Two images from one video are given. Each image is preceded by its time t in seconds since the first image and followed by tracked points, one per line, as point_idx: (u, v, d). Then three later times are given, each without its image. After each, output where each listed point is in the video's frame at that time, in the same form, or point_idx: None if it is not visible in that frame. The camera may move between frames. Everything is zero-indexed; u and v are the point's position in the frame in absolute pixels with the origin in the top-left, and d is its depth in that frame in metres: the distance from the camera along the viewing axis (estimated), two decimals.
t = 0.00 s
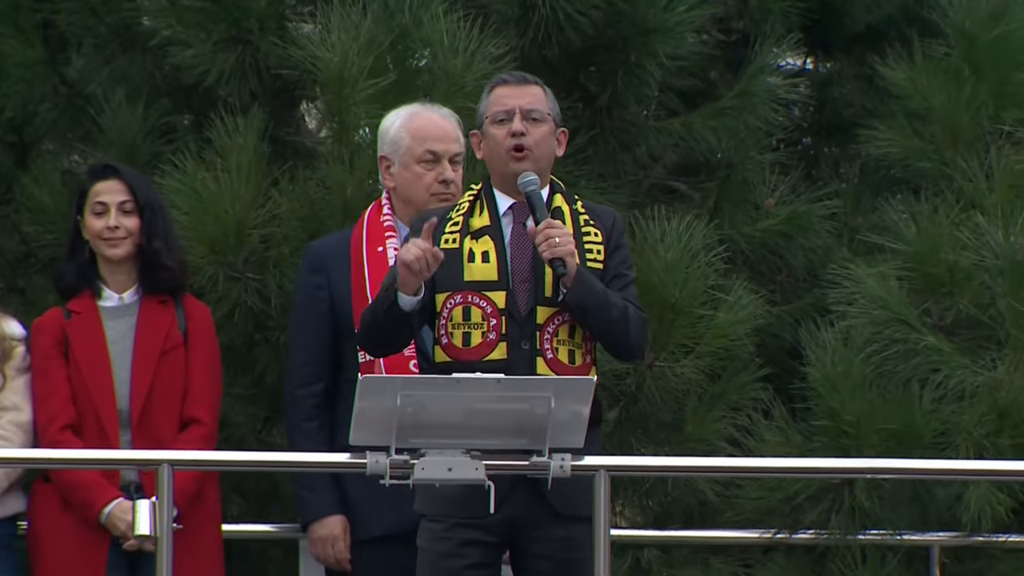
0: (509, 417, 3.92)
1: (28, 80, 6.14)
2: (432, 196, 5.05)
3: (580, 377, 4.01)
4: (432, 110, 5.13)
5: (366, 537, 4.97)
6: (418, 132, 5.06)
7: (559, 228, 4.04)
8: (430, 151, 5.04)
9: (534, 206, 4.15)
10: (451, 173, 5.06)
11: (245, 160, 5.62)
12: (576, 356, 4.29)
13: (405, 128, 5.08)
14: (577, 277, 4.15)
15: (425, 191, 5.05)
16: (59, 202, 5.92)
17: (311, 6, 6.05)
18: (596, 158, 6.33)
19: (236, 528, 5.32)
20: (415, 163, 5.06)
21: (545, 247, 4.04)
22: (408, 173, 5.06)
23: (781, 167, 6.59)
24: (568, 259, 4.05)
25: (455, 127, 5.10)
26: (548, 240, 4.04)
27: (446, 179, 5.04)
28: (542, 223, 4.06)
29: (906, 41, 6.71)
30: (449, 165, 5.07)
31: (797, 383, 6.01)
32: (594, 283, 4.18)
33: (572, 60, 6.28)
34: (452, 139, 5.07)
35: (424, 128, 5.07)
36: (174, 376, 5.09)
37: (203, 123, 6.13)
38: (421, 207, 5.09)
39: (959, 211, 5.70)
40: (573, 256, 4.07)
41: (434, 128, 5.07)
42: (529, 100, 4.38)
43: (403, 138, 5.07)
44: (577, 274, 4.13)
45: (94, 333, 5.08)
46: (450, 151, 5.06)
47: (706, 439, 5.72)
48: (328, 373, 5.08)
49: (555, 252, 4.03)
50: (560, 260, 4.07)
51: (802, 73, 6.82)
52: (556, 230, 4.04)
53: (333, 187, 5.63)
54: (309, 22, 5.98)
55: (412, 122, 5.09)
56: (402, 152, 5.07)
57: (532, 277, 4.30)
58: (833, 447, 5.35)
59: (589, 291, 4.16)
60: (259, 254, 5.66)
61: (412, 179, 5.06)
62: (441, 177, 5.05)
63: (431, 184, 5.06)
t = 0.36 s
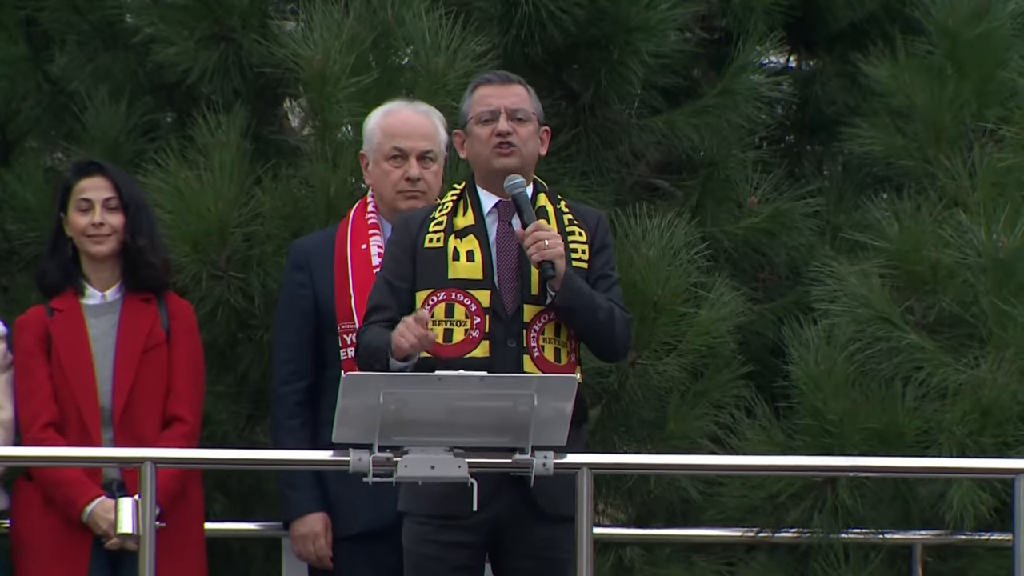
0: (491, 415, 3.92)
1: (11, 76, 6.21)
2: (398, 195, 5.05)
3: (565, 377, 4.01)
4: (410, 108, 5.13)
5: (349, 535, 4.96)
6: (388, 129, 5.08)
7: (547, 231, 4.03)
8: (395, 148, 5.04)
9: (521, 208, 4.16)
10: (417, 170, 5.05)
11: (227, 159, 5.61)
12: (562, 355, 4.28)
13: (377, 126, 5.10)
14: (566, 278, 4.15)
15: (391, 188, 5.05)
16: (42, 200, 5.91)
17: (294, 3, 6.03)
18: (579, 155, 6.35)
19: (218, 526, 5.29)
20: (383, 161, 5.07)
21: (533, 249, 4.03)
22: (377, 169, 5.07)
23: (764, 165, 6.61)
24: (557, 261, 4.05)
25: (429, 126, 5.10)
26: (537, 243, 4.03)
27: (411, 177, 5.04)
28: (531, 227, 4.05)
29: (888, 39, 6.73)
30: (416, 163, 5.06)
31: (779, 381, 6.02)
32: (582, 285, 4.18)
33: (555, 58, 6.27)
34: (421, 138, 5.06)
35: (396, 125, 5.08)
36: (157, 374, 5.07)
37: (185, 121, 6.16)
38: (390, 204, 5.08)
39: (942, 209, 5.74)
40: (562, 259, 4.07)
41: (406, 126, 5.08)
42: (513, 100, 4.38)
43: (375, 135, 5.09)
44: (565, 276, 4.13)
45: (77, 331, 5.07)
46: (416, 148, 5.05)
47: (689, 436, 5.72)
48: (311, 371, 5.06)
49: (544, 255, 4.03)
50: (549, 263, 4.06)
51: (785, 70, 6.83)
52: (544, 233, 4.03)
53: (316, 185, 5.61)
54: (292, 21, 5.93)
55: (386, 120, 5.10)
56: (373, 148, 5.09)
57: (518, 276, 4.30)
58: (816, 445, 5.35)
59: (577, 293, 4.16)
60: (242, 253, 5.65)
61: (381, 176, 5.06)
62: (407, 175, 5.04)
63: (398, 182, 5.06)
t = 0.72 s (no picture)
0: (490, 414, 3.92)
1: (11, 75, 6.22)
2: (387, 192, 5.04)
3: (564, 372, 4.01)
4: (406, 107, 5.14)
5: (349, 533, 4.96)
6: (380, 126, 5.08)
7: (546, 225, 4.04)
8: (384, 145, 5.05)
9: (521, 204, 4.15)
10: (405, 168, 5.04)
11: (227, 157, 5.61)
12: (557, 350, 4.28)
13: (371, 123, 5.11)
14: (562, 273, 4.14)
15: (381, 185, 5.05)
16: (42, 198, 5.94)
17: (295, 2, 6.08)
18: (579, 154, 6.35)
19: (219, 524, 5.27)
20: (374, 158, 5.07)
21: (531, 242, 4.04)
22: (367, 166, 5.08)
23: (763, 163, 6.62)
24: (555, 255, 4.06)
25: (423, 125, 5.10)
26: (536, 236, 4.04)
27: (400, 175, 5.02)
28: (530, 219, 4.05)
29: (887, 37, 6.74)
30: (404, 161, 5.04)
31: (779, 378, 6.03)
32: (578, 281, 4.18)
33: (554, 56, 6.26)
34: (410, 137, 5.06)
35: (389, 123, 5.08)
36: (156, 374, 5.07)
37: (185, 119, 6.17)
38: (380, 202, 5.08)
39: (942, 207, 5.74)
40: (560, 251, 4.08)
41: (398, 124, 5.08)
42: (513, 96, 4.39)
43: (368, 132, 5.10)
44: (562, 270, 4.13)
45: (76, 328, 5.06)
46: (405, 146, 5.05)
47: (688, 436, 5.73)
48: (310, 370, 5.06)
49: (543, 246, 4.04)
50: (546, 255, 4.07)
51: (785, 69, 6.85)
52: (543, 227, 4.04)
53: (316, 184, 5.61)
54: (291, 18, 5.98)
55: (379, 118, 5.11)
56: (365, 145, 5.10)
57: (514, 269, 4.28)
58: (816, 444, 5.34)
59: (573, 288, 4.16)
60: (242, 251, 5.64)
61: (370, 173, 5.07)
62: (395, 174, 5.03)
63: (387, 180, 5.05)
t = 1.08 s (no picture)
0: (490, 411, 3.92)
1: (10, 74, 6.24)
2: (381, 189, 5.05)
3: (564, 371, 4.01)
4: (400, 104, 5.12)
5: (349, 531, 4.96)
6: (374, 125, 5.08)
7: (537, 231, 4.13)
8: (379, 142, 5.05)
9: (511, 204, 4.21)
10: (399, 164, 5.04)
11: (227, 155, 5.61)
12: (556, 352, 4.28)
13: (367, 121, 5.11)
14: (555, 278, 4.16)
15: (375, 183, 5.06)
16: (42, 196, 5.95)
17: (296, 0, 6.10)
18: (578, 151, 6.36)
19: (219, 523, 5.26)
20: (368, 155, 5.07)
21: (523, 250, 4.12)
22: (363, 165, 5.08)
23: (763, 161, 6.63)
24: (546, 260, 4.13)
25: (418, 121, 5.09)
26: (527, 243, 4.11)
27: (394, 171, 5.03)
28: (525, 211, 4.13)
29: (887, 35, 6.75)
30: (398, 158, 5.05)
31: (779, 376, 6.05)
32: (572, 285, 4.18)
33: (554, 54, 6.27)
34: (405, 133, 5.05)
35: (383, 121, 5.07)
36: (156, 371, 5.07)
37: (185, 117, 6.18)
38: (375, 198, 5.09)
39: (941, 205, 5.74)
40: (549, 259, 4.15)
41: (391, 120, 5.07)
42: (509, 97, 4.39)
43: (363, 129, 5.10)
44: (552, 276, 4.15)
45: (76, 326, 5.06)
46: (399, 143, 5.05)
47: (688, 433, 5.78)
48: (309, 368, 5.06)
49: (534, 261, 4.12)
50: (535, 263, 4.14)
51: (785, 67, 6.87)
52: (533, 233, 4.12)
53: (317, 182, 5.62)
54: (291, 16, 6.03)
55: (375, 116, 5.10)
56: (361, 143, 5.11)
57: (513, 271, 4.28)
58: (816, 441, 5.31)
59: (565, 292, 4.16)
60: (242, 249, 5.65)
61: (366, 170, 5.08)
62: (390, 170, 5.04)
63: (381, 177, 5.06)
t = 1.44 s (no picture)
0: (489, 405, 3.92)
1: (10, 67, 6.24)
2: (382, 180, 5.05)
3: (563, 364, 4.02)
4: (399, 97, 5.12)
5: (346, 523, 4.96)
6: (373, 116, 5.08)
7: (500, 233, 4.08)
8: (378, 133, 5.05)
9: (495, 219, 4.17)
10: (399, 155, 5.04)
11: (227, 149, 5.62)
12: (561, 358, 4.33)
13: (366, 114, 5.11)
14: (581, 332, 4.22)
15: (375, 174, 5.05)
16: (41, 189, 5.95)
17: None
18: (577, 144, 6.33)
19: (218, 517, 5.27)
20: (368, 147, 5.07)
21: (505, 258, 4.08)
22: (362, 157, 5.08)
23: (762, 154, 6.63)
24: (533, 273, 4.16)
25: (417, 112, 5.09)
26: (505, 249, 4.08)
27: (394, 162, 5.03)
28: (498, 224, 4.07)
29: (886, 28, 6.75)
30: (398, 148, 5.05)
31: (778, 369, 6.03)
32: (594, 329, 4.25)
33: (553, 47, 6.28)
34: (404, 124, 5.06)
35: (382, 112, 5.08)
36: (156, 365, 5.06)
37: (184, 110, 6.19)
38: (375, 190, 5.08)
39: (940, 198, 5.74)
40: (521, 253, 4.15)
41: (391, 111, 5.08)
42: (507, 105, 4.36)
43: (361, 121, 5.11)
44: (580, 328, 4.21)
45: (75, 319, 5.07)
46: (399, 133, 5.05)
47: (686, 426, 5.74)
48: (306, 361, 5.05)
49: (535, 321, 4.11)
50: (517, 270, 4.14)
51: (784, 60, 6.86)
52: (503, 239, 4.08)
53: (316, 175, 5.63)
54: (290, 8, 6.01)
55: (374, 109, 5.11)
56: (360, 135, 5.10)
57: (516, 275, 4.29)
58: (814, 434, 5.32)
59: (592, 342, 4.23)
60: (240, 242, 5.65)
61: (365, 162, 5.07)
62: (389, 161, 5.04)
63: (382, 168, 5.06)
